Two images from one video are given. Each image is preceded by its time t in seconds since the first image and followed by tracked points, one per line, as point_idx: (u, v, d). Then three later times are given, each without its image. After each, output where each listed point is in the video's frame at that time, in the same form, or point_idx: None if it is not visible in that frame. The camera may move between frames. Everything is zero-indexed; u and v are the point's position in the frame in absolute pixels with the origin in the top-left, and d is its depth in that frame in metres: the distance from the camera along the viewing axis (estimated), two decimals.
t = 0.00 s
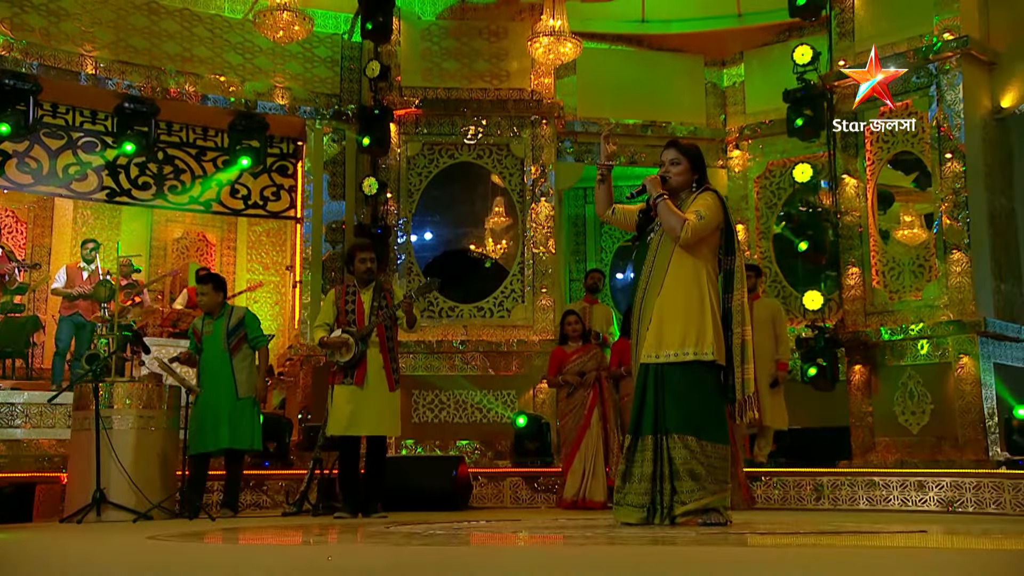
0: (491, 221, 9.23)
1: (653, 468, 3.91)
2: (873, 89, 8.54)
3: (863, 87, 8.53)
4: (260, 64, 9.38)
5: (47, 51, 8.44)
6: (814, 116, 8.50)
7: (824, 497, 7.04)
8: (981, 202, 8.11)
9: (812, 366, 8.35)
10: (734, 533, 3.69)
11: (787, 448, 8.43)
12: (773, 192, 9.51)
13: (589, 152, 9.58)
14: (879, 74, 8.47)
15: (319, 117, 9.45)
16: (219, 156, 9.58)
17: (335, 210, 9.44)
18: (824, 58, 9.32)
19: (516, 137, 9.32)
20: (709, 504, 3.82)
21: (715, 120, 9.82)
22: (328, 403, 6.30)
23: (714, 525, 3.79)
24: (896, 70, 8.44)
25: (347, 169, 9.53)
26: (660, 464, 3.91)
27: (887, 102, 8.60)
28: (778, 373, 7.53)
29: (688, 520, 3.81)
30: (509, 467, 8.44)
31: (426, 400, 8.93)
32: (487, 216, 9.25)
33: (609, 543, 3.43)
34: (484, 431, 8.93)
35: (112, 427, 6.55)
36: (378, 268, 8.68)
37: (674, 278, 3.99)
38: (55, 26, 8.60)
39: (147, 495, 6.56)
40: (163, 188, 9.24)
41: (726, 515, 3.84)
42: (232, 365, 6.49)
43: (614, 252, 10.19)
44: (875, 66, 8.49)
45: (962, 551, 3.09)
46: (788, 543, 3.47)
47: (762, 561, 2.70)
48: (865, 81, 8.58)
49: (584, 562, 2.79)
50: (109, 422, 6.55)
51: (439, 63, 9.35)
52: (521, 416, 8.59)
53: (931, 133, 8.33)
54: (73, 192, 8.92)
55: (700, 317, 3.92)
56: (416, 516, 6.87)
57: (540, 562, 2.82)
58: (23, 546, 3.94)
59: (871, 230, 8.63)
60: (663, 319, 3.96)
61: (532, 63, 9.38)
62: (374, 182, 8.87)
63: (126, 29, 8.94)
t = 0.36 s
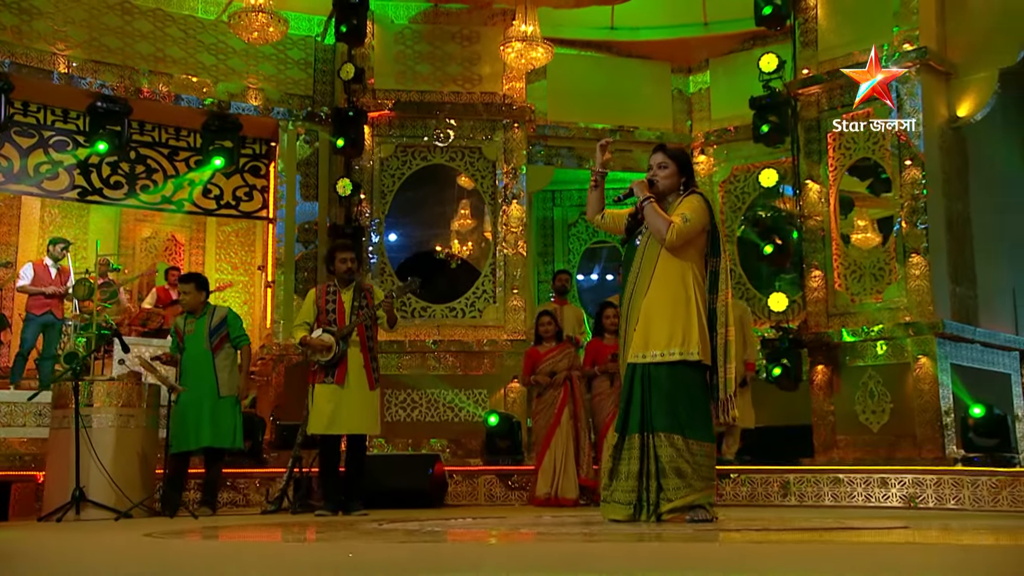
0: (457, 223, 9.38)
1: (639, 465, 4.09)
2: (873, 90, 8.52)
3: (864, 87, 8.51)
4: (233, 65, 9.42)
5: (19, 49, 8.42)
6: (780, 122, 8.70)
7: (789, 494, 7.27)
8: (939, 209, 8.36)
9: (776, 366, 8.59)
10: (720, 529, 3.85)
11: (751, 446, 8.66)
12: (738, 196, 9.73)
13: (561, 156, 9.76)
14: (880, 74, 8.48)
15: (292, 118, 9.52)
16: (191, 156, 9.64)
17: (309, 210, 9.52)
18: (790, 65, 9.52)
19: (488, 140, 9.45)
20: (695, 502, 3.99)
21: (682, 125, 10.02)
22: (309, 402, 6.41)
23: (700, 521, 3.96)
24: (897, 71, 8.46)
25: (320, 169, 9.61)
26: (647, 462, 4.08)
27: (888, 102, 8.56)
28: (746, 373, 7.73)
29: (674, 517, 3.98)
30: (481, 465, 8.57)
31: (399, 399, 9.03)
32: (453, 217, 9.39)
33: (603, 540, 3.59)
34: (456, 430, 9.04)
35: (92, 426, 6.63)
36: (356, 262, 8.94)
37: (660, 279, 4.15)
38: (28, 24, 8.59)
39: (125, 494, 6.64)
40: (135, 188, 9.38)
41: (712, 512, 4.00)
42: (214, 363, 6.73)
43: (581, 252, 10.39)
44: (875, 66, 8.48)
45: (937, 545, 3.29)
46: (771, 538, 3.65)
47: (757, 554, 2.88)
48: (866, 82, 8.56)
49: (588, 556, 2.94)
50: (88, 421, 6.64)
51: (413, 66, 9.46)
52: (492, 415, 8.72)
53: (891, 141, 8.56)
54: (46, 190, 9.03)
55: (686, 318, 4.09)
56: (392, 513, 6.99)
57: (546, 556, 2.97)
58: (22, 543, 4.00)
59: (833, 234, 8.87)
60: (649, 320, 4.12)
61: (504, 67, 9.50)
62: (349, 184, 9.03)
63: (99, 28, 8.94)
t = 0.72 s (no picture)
0: (420, 225, 9.48)
1: (624, 463, 4.24)
2: (873, 90, 8.63)
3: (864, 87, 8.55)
4: (203, 64, 9.45)
5: None
6: (745, 128, 8.85)
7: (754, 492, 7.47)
8: (896, 214, 8.67)
9: (740, 367, 8.79)
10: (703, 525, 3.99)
11: (714, 444, 8.85)
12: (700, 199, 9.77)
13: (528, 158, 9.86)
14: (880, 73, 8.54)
15: (262, 117, 9.59)
16: (160, 155, 9.64)
17: (278, 210, 9.58)
18: (753, 72, 9.68)
19: (458, 142, 9.55)
20: (679, 499, 4.13)
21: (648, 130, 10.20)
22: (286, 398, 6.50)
23: (685, 518, 4.09)
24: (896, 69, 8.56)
25: (290, 169, 9.66)
26: (632, 460, 4.23)
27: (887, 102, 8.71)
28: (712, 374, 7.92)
29: (659, 514, 4.13)
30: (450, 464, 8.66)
31: (368, 398, 9.10)
32: (418, 217, 9.48)
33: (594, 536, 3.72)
34: (425, 428, 9.13)
35: (67, 424, 6.65)
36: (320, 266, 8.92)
37: (645, 279, 4.30)
38: None
39: (100, 493, 6.67)
40: (102, 186, 9.50)
41: (696, 509, 4.14)
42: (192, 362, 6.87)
43: (547, 253, 10.50)
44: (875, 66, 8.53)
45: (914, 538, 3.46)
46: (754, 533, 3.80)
47: (748, 545, 3.04)
48: (865, 82, 8.65)
49: (588, 549, 3.08)
50: (62, 419, 6.64)
51: (384, 68, 9.53)
52: (461, 413, 8.81)
53: (850, 147, 8.77)
54: (11, 187, 9.15)
55: (669, 319, 4.22)
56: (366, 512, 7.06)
57: (547, 549, 3.10)
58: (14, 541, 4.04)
59: (795, 238, 9.04)
60: (633, 319, 4.27)
61: (474, 70, 9.61)
62: (319, 183, 8.97)
63: (67, 25, 8.90)
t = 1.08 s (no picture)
0: (384, 224, 9.51)
1: (610, 460, 4.36)
2: (873, 90, 8.87)
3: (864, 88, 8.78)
4: (173, 62, 9.49)
5: None
6: (711, 132, 8.98)
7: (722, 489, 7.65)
8: (858, 218, 8.86)
9: (707, 366, 8.93)
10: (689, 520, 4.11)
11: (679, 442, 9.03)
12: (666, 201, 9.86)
13: (499, 159, 9.99)
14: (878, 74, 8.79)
15: (232, 115, 9.60)
16: (128, 152, 9.62)
17: (249, 208, 9.62)
18: (721, 77, 9.81)
19: (429, 142, 9.63)
20: (664, 496, 4.24)
21: (615, 134, 10.31)
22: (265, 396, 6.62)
23: (671, 514, 4.18)
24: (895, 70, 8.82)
25: (260, 167, 9.72)
26: (618, 458, 4.36)
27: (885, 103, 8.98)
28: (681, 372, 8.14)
29: (645, 510, 4.24)
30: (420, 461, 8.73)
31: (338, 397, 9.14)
32: (383, 217, 9.53)
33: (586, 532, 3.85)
34: (395, 427, 9.20)
35: (42, 421, 6.71)
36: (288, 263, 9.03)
37: (632, 278, 4.42)
38: None
39: (75, 490, 6.73)
40: (70, 183, 9.39)
41: (681, 505, 4.26)
42: (168, 360, 7.06)
43: (514, 254, 10.59)
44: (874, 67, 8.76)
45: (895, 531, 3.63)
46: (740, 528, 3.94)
47: (739, 539, 3.18)
48: (865, 82, 8.86)
49: (586, 542, 3.21)
50: (37, 417, 6.70)
51: (355, 69, 9.60)
52: (432, 412, 8.90)
53: (813, 152, 8.94)
54: None
55: (655, 317, 4.35)
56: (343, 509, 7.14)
57: (546, 543, 3.22)
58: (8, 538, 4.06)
59: (760, 240, 9.25)
60: (620, 317, 4.38)
61: (446, 71, 9.69)
62: (292, 183, 9.11)
63: (36, 20, 8.85)
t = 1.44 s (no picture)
0: (349, 223, 9.57)
1: (597, 456, 4.53)
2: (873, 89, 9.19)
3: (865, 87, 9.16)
4: (142, 59, 9.53)
5: None
6: (676, 135, 9.18)
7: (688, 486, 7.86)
8: (818, 219, 9.08)
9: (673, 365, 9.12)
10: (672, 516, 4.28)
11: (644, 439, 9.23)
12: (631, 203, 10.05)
13: (467, 159, 10.10)
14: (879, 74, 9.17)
15: (201, 113, 9.64)
16: (95, 148, 9.78)
17: (218, 206, 9.67)
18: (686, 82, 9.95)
19: (398, 143, 9.72)
20: (648, 492, 4.42)
21: (582, 135, 10.50)
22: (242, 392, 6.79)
23: (654, 510, 4.39)
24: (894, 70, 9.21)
25: (230, 165, 9.76)
26: (604, 454, 4.52)
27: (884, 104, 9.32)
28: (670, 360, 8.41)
29: (629, 505, 4.42)
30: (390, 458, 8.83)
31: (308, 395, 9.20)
32: (345, 219, 9.56)
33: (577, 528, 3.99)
34: (365, 424, 9.29)
35: (16, 417, 6.70)
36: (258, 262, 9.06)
37: (618, 277, 4.58)
38: None
39: (49, 487, 6.75)
40: (36, 178, 9.52)
41: (663, 500, 4.45)
42: (144, 356, 7.22)
43: (480, 253, 10.72)
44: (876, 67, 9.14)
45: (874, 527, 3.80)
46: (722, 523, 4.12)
47: (731, 532, 3.34)
48: (865, 81, 9.19)
49: (584, 535, 3.35)
50: (12, 413, 6.68)
51: (326, 68, 9.69)
52: (402, 410, 9.00)
53: (776, 156, 9.13)
54: None
55: (640, 317, 4.51)
56: (318, 506, 7.22)
57: (544, 536, 3.35)
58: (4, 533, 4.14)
59: (723, 241, 9.43)
60: (606, 316, 4.55)
61: (415, 72, 9.81)
62: (262, 181, 9.14)
63: (4, 15, 8.86)
